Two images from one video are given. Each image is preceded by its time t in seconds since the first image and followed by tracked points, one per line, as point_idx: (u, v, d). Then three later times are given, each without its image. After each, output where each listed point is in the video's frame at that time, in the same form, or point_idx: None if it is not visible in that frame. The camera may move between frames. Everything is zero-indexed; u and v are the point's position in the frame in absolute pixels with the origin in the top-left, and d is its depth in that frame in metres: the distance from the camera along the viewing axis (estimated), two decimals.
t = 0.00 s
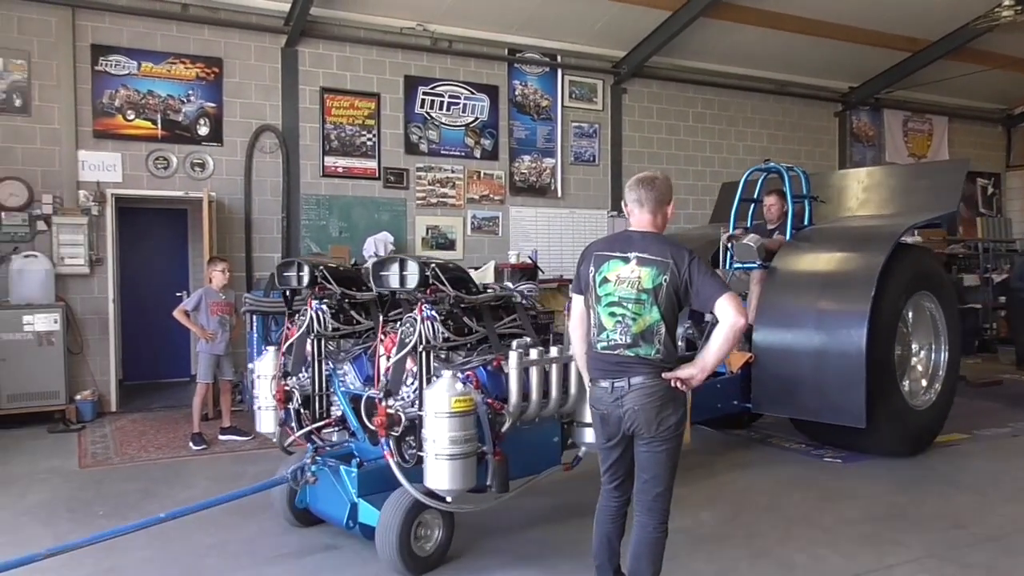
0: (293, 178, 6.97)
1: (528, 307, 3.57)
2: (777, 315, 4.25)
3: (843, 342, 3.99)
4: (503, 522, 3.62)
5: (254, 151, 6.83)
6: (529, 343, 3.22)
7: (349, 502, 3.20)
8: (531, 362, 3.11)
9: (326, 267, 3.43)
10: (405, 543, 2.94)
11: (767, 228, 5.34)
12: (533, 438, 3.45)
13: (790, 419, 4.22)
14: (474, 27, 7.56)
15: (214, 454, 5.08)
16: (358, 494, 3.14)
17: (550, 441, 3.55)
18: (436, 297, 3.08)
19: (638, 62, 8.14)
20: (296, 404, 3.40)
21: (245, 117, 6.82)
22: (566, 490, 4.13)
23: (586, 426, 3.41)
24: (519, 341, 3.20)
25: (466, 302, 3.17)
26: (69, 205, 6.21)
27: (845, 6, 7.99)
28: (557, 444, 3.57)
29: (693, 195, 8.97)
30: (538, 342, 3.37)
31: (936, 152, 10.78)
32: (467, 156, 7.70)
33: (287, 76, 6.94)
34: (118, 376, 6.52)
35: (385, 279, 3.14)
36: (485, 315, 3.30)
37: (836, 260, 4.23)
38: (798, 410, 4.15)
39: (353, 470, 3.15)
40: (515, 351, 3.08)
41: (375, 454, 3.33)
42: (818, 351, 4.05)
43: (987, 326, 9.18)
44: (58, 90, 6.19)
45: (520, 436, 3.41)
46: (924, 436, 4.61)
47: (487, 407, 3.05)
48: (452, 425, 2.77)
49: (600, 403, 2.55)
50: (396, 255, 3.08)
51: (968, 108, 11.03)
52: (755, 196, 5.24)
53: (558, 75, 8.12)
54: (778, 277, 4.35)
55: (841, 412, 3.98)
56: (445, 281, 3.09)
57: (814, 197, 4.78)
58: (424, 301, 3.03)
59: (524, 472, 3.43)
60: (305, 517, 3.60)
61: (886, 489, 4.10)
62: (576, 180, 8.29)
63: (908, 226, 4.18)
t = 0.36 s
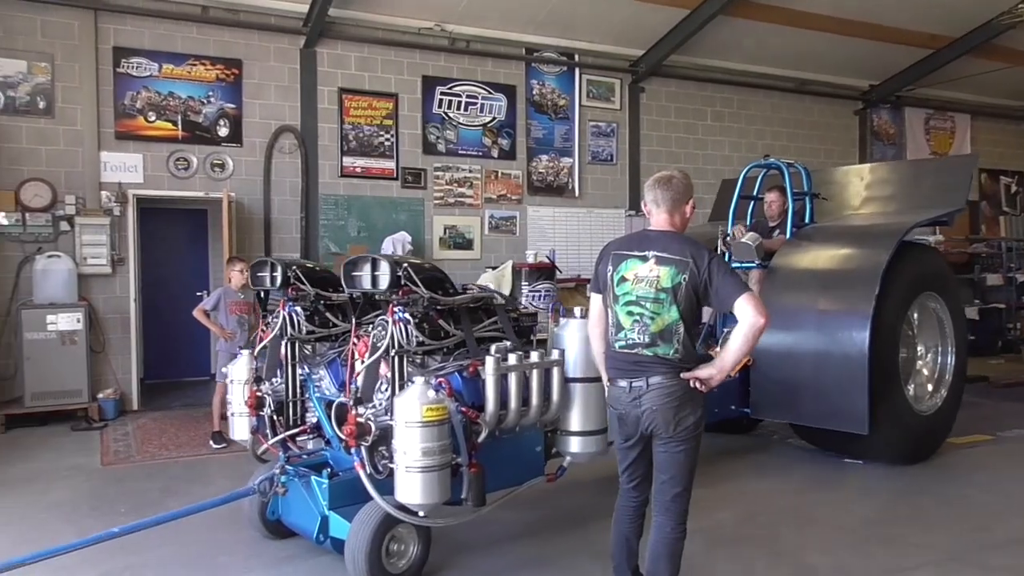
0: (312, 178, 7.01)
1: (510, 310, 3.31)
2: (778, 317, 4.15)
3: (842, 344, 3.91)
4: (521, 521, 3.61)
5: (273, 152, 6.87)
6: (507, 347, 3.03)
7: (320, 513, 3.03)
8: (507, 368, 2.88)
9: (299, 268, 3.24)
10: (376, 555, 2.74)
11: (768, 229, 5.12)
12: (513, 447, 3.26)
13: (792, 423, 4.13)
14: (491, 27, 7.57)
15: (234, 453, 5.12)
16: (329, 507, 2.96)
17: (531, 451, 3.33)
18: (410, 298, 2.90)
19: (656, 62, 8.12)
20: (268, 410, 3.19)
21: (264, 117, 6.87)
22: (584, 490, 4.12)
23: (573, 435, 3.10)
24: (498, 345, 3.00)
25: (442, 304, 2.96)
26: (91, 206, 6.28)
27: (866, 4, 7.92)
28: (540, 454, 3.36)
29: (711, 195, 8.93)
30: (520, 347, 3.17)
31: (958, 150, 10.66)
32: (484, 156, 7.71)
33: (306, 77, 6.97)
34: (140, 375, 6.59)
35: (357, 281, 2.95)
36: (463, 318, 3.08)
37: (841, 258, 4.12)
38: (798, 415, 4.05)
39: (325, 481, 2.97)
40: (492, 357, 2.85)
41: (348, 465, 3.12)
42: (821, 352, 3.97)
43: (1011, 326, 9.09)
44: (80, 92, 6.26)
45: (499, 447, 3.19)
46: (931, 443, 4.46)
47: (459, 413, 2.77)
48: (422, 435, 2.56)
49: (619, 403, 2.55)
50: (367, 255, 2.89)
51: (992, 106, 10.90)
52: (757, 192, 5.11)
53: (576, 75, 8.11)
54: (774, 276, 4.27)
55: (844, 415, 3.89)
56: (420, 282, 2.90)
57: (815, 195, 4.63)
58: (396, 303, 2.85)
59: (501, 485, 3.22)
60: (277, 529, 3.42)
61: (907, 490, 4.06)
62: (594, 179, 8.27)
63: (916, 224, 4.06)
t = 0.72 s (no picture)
0: (332, 178, 7.05)
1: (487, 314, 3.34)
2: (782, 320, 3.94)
3: (845, 347, 3.72)
4: (539, 525, 3.60)
5: (294, 153, 6.92)
6: (481, 352, 2.93)
7: (286, 526, 2.92)
8: (480, 374, 2.75)
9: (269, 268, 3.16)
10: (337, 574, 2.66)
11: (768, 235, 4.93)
12: (490, 459, 3.13)
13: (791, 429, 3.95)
14: (511, 27, 7.58)
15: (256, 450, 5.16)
16: (294, 520, 2.86)
17: (509, 461, 3.19)
18: (377, 298, 2.90)
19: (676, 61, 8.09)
20: (237, 417, 3.10)
21: (285, 118, 6.91)
22: (604, 491, 4.12)
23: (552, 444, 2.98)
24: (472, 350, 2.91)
25: (411, 305, 2.93)
26: (115, 206, 6.35)
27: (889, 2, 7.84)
28: (519, 464, 3.22)
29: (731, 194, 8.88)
30: (496, 351, 3.08)
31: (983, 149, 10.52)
32: (504, 156, 7.72)
33: (326, 78, 7.01)
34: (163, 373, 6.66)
35: (323, 281, 2.92)
36: (435, 321, 3.04)
37: (847, 254, 3.94)
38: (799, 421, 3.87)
39: (290, 493, 2.87)
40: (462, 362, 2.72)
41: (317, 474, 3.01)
42: (819, 355, 3.81)
43: None
44: (105, 93, 6.34)
45: (474, 458, 3.07)
46: (939, 448, 4.27)
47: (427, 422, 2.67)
48: (386, 447, 2.46)
49: (639, 403, 2.54)
50: (334, 254, 2.86)
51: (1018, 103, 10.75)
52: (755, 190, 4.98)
53: (595, 74, 8.10)
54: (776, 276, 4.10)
55: (845, 421, 3.71)
56: (387, 283, 2.87)
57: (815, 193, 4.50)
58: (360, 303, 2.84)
59: (476, 496, 3.10)
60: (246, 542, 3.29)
61: (930, 494, 4.01)
62: (613, 179, 8.25)
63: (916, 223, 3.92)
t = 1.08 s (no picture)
0: (354, 178, 7.08)
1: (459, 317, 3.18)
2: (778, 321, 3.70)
3: (848, 351, 3.60)
4: (564, 531, 3.60)
5: (317, 153, 6.97)
6: (452, 357, 2.73)
7: (246, 540, 2.76)
8: (447, 382, 2.59)
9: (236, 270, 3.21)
10: None
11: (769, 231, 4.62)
12: (461, 470, 2.93)
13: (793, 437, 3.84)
14: (533, 26, 7.59)
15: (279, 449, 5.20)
16: (253, 534, 2.69)
17: (481, 473, 2.99)
18: (338, 300, 2.79)
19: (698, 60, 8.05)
20: (203, 425, 3.07)
21: (309, 118, 6.96)
22: (626, 492, 4.11)
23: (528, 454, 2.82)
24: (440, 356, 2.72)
25: (374, 308, 2.79)
26: (141, 207, 6.43)
27: None
28: (492, 476, 3.01)
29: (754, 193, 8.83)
30: (468, 357, 2.94)
31: (1012, 147, 10.36)
32: (525, 155, 7.72)
33: (348, 78, 7.06)
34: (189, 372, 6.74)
35: (284, 282, 2.80)
36: (402, 325, 2.89)
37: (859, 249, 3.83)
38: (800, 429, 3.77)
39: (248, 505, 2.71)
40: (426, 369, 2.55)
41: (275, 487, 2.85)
42: (821, 360, 3.68)
43: None
44: (131, 95, 6.41)
45: (442, 469, 2.87)
46: (949, 457, 4.17)
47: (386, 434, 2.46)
48: (345, 460, 2.29)
49: (663, 403, 2.54)
50: (294, 254, 2.76)
51: None
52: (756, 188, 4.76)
53: (617, 73, 8.08)
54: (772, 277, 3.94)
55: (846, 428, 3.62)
56: (348, 284, 2.75)
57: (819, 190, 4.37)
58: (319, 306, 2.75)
59: (443, 510, 2.91)
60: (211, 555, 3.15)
61: (960, 496, 3.97)
62: (635, 178, 8.23)
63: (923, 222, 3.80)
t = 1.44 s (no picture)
0: (382, 178, 7.12)
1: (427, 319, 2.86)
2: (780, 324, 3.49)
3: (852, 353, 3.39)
4: (594, 520, 3.56)
5: (345, 153, 7.02)
6: (416, 363, 2.45)
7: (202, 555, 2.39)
8: (405, 391, 2.22)
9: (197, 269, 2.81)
10: None
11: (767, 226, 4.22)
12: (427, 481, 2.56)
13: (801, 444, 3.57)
14: (561, 26, 7.59)
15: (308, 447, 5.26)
16: (207, 550, 2.31)
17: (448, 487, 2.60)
18: (291, 302, 2.46)
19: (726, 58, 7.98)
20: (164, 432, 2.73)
21: (337, 119, 7.02)
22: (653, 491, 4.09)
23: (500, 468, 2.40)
24: (401, 361, 2.37)
25: (331, 312, 2.48)
26: (173, 207, 6.51)
27: None
28: (462, 490, 2.63)
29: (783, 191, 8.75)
30: (433, 364, 2.53)
31: None
32: (552, 155, 7.72)
33: (376, 80, 7.10)
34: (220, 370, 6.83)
35: (238, 283, 2.46)
36: (364, 328, 2.57)
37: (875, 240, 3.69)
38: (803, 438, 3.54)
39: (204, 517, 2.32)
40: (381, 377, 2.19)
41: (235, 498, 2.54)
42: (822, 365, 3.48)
43: None
44: (163, 97, 6.50)
45: (398, 482, 2.49)
46: (957, 468, 3.95)
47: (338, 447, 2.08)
48: (293, 475, 1.97)
49: (695, 403, 2.52)
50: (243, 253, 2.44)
51: None
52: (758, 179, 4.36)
53: (645, 72, 8.05)
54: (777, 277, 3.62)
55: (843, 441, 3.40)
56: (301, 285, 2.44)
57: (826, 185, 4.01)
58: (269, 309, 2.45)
59: (401, 529, 2.53)
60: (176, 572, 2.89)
61: (1000, 501, 3.90)
62: (663, 176, 8.19)
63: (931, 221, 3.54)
